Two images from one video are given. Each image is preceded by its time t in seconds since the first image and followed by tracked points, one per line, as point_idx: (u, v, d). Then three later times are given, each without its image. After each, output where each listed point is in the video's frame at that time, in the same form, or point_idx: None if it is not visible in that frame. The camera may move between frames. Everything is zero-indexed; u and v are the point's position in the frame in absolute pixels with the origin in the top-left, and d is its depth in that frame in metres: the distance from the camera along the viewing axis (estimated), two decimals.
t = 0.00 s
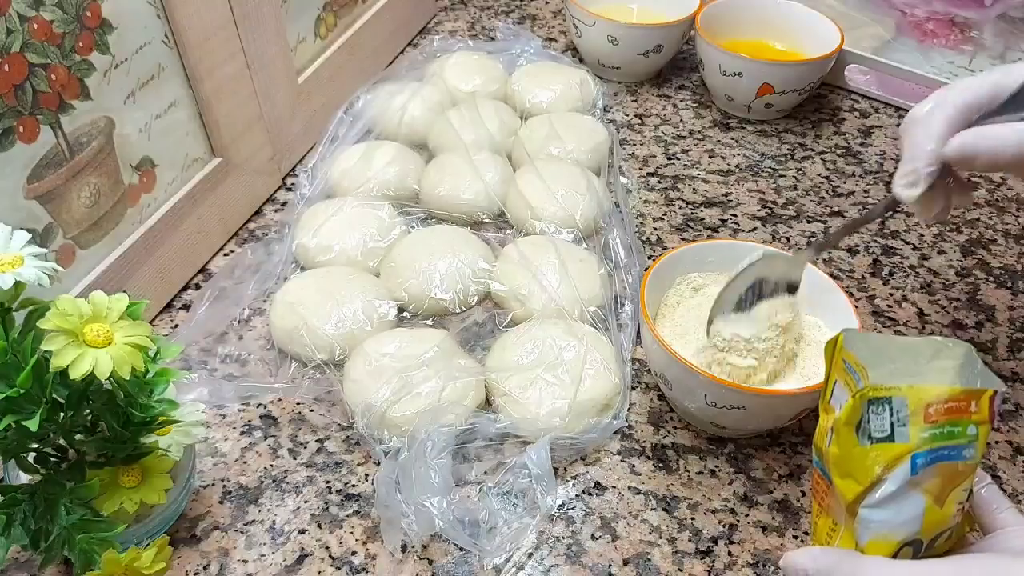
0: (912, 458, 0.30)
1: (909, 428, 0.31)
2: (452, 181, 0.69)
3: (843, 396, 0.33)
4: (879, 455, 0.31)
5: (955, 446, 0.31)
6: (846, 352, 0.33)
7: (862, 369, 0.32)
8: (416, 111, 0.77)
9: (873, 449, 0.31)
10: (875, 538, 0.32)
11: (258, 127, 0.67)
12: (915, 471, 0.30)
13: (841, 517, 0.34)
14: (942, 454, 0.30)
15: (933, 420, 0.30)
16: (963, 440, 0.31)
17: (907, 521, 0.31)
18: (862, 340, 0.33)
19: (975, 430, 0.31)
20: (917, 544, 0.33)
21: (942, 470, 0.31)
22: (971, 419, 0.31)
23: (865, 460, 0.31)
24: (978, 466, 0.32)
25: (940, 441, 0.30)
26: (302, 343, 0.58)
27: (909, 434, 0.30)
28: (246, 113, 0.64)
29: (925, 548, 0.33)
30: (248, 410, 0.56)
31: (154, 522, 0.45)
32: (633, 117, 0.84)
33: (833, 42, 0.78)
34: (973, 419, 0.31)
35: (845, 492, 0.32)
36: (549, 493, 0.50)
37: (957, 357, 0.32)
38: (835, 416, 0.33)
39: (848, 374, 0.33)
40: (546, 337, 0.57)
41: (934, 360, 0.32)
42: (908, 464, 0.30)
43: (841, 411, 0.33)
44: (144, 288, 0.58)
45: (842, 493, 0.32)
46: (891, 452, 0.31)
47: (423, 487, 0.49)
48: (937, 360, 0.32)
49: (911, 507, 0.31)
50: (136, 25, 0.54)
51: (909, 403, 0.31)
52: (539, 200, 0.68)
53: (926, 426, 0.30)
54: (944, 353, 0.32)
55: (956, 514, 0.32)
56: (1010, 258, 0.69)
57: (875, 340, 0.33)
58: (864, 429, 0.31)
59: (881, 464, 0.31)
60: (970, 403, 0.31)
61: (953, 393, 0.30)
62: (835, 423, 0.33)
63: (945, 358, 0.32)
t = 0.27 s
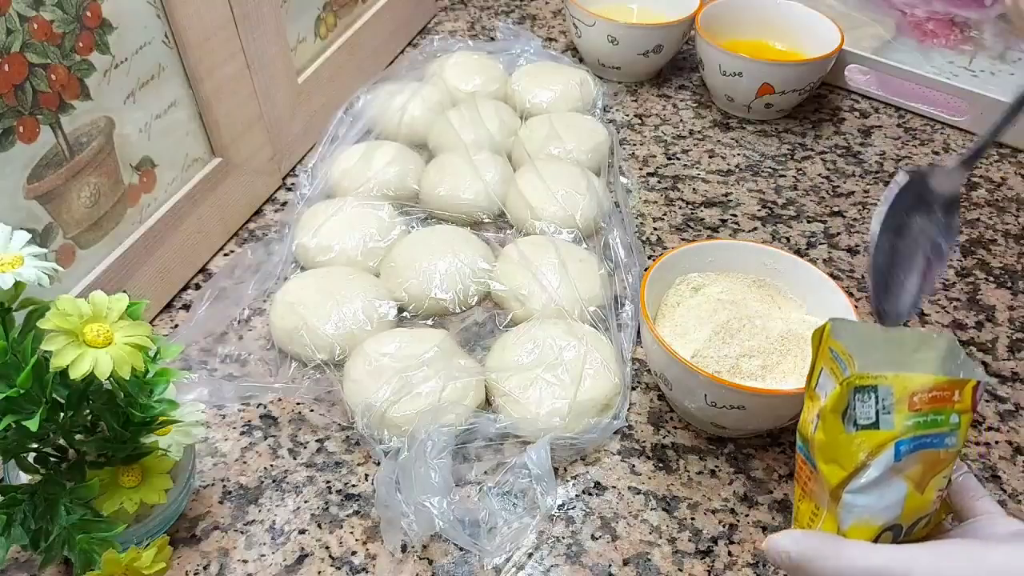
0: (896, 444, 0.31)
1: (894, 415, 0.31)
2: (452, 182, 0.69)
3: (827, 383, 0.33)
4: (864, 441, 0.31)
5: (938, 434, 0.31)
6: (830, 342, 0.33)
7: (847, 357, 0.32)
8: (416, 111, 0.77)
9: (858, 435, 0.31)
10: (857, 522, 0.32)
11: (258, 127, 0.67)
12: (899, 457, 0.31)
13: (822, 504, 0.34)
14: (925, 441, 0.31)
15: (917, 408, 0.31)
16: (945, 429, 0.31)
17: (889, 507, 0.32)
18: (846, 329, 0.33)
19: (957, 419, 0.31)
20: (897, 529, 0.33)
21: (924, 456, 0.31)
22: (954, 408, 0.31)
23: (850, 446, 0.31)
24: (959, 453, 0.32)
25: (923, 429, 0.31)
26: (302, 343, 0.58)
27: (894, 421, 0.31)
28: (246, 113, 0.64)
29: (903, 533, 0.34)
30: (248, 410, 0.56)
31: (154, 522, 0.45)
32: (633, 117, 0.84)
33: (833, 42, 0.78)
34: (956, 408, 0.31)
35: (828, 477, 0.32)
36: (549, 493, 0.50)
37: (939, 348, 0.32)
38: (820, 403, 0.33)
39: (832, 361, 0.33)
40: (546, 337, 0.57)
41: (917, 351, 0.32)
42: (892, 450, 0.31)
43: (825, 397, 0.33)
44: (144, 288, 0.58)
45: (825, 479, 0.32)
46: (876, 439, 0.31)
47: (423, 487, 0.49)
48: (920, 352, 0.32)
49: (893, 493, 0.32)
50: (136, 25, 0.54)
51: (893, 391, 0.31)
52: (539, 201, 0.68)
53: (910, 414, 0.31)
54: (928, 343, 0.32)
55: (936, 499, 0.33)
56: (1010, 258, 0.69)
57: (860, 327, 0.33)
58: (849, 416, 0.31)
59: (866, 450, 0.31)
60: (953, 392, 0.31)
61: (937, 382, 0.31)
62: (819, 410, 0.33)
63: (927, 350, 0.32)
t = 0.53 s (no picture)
0: (888, 425, 0.30)
1: (887, 396, 0.30)
2: (452, 182, 0.69)
3: (822, 362, 0.32)
4: (856, 421, 0.31)
5: (931, 415, 0.31)
6: (829, 320, 0.33)
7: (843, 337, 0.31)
8: (416, 111, 0.77)
9: (850, 415, 0.31)
10: (847, 503, 0.33)
11: (258, 127, 0.67)
12: (891, 439, 0.31)
13: (813, 482, 0.34)
14: (918, 422, 0.31)
15: (911, 389, 0.30)
16: (939, 410, 0.31)
17: (879, 487, 0.32)
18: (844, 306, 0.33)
19: (952, 400, 0.31)
20: (886, 510, 0.33)
21: (916, 438, 0.31)
22: (948, 389, 0.31)
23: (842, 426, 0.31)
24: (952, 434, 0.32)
25: (916, 409, 0.31)
26: (302, 343, 0.58)
27: (888, 402, 0.30)
28: (246, 113, 0.64)
29: (892, 514, 0.34)
30: (248, 410, 0.56)
31: (154, 522, 0.45)
32: (633, 117, 0.84)
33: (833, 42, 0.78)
34: (950, 389, 0.31)
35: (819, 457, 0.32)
36: (549, 493, 0.50)
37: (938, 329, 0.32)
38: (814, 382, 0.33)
39: (826, 341, 0.32)
40: (546, 337, 0.57)
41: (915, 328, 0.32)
42: (884, 431, 0.31)
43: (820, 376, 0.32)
44: (144, 288, 0.58)
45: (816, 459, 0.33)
46: (868, 418, 0.31)
47: (423, 487, 0.49)
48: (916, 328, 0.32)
49: (883, 474, 0.32)
50: (136, 25, 0.54)
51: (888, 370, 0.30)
52: (539, 201, 0.68)
53: (904, 394, 0.30)
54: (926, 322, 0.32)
55: (925, 480, 0.33)
56: (1011, 258, 0.69)
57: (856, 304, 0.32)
58: (843, 395, 0.31)
59: (858, 430, 0.31)
60: (947, 373, 0.31)
61: (932, 362, 0.30)
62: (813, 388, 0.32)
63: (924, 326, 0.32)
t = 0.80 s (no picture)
0: (851, 433, 0.29)
1: (848, 404, 0.29)
2: (452, 182, 0.69)
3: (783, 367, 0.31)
4: (818, 430, 0.30)
5: (893, 419, 0.30)
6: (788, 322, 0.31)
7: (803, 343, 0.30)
8: (416, 111, 0.77)
9: (812, 424, 0.30)
10: (814, 510, 0.32)
11: (258, 127, 0.67)
12: (854, 446, 0.30)
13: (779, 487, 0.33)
14: (880, 427, 0.30)
15: (872, 395, 0.29)
16: (901, 414, 0.30)
17: (845, 493, 0.31)
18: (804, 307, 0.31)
19: (912, 403, 0.30)
20: (854, 512, 0.33)
21: (880, 442, 0.30)
22: (908, 393, 0.30)
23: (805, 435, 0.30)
24: (916, 435, 0.31)
25: (878, 415, 0.30)
26: (302, 343, 0.58)
27: (850, 409, 0.29)
28: (246, 113, 0.64)
29: (860, 515, 0.33)
30: (248, 410, 0.56)
31: (154, 522, 0.45)
32: (633, 117, 0.84)
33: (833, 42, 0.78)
34: (910, 393, 0.30)
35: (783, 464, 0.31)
36: (549, 493, 0.50)
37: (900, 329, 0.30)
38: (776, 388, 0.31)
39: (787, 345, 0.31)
40: (546, 337, 0.57)
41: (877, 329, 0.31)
42: (847, 439, 0.29)
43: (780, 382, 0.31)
44: (144, 288, 0.58)
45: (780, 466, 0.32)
46: (830, 427, 0.29)
47: (423, 487, 0.49)
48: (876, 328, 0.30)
49: (849, 480, 0.31)
50: (136, 25, 0.54)
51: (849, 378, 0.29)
52: (539, 201, 0.68)
53: (865, 402, 0.29)
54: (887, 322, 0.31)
55: (891, 480, 0.32)
56: (1010, 258, 0.69)
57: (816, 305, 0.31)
58: (804, 404, 0.30)
59: (820, 439, 0.30)
60: (908, 377, 0.30)
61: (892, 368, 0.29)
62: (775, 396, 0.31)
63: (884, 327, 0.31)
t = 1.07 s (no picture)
0: (848, 498, 0.29)
1: (843, 469, 0.30)
2: (452, 182, 0.69)
3: (777, 434, 0.32)
4: (813, 497, 0.30)
5: (890, 482, 0.30)
6: (777, 385, 0.32)
7: (792, 408, 0.31)
8: (416, 111, 0.77)
9: (807, 491, 0.30)
10: None
11: (258, 127, 0.67)
12: (852, 512, 0.29)
13: (780, 558, 0.32)
14: (877, 492, 0.30)
15: (866, 460, 0.29)
16: (897, 477, 0.30)
17: (847, 561, 0.31)
18: (791, 372, 0.32)
19: (909, 466, 0.30)
20: None
21: (879, 507, 0.30)
22: (904, 455, 0.30)
23: (800, 503, 0.30)
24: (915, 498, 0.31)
25: (874, 480, 0.30)
26: (302, 342, 0.58)
27: (844, 475, 0.29)
28: (246, 113, 0.64)
29: None
30: (248, 409, 0.56)
31: (154, 522, 0.45)
32: (633, 117, 0.84)
33: (833, 42, 0.78)
34: (906, 456, 0.30)
35: (783, 534, 0.31)
36: (549, 493, 0.50)
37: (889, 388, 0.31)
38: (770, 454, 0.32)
39: (779, 412, 0.32)
40: (546, 337, 0.57)
41: (865, 389, 0.31)
42: (844, 505, 0.29)
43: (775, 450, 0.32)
44: (144, 288, 0.58)
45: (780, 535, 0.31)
46: (826, 494, 0.30)
47: (423, 487, 0.49)
48: (867, 391, 0.31)
49: (849, 547, 0.30)
50: (136, 25, 0.54)
51: (841, 443, 0.30)
52: (539, 201, 0.68)
53: (860, 467, 0.29)
54: (876, 381, 0.31)
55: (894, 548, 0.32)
56: (1010, 258, 0.69)
57: (806, 372, 0.32)
58: (798, 471, 0.30)
59: (816, 506, 0.30)
60: (902, 440, 0.30)
61: (884, 432, 0.30)
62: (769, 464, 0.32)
63: (876, 388, 0.31)
